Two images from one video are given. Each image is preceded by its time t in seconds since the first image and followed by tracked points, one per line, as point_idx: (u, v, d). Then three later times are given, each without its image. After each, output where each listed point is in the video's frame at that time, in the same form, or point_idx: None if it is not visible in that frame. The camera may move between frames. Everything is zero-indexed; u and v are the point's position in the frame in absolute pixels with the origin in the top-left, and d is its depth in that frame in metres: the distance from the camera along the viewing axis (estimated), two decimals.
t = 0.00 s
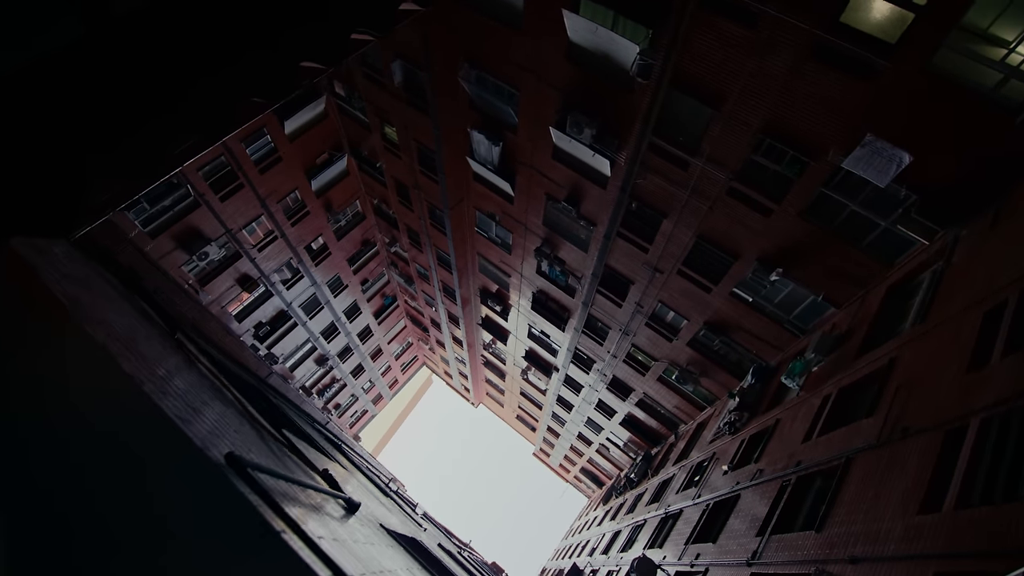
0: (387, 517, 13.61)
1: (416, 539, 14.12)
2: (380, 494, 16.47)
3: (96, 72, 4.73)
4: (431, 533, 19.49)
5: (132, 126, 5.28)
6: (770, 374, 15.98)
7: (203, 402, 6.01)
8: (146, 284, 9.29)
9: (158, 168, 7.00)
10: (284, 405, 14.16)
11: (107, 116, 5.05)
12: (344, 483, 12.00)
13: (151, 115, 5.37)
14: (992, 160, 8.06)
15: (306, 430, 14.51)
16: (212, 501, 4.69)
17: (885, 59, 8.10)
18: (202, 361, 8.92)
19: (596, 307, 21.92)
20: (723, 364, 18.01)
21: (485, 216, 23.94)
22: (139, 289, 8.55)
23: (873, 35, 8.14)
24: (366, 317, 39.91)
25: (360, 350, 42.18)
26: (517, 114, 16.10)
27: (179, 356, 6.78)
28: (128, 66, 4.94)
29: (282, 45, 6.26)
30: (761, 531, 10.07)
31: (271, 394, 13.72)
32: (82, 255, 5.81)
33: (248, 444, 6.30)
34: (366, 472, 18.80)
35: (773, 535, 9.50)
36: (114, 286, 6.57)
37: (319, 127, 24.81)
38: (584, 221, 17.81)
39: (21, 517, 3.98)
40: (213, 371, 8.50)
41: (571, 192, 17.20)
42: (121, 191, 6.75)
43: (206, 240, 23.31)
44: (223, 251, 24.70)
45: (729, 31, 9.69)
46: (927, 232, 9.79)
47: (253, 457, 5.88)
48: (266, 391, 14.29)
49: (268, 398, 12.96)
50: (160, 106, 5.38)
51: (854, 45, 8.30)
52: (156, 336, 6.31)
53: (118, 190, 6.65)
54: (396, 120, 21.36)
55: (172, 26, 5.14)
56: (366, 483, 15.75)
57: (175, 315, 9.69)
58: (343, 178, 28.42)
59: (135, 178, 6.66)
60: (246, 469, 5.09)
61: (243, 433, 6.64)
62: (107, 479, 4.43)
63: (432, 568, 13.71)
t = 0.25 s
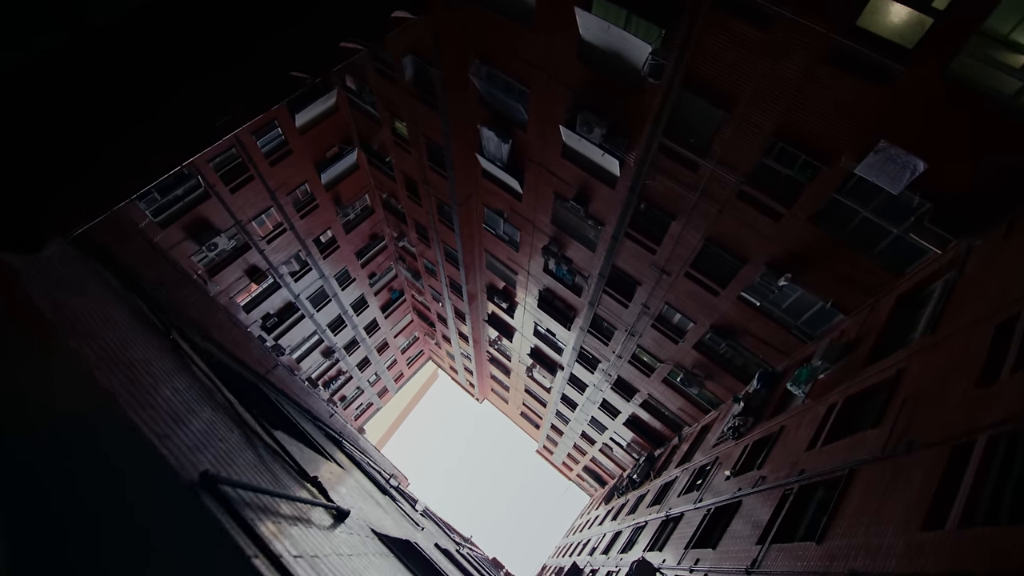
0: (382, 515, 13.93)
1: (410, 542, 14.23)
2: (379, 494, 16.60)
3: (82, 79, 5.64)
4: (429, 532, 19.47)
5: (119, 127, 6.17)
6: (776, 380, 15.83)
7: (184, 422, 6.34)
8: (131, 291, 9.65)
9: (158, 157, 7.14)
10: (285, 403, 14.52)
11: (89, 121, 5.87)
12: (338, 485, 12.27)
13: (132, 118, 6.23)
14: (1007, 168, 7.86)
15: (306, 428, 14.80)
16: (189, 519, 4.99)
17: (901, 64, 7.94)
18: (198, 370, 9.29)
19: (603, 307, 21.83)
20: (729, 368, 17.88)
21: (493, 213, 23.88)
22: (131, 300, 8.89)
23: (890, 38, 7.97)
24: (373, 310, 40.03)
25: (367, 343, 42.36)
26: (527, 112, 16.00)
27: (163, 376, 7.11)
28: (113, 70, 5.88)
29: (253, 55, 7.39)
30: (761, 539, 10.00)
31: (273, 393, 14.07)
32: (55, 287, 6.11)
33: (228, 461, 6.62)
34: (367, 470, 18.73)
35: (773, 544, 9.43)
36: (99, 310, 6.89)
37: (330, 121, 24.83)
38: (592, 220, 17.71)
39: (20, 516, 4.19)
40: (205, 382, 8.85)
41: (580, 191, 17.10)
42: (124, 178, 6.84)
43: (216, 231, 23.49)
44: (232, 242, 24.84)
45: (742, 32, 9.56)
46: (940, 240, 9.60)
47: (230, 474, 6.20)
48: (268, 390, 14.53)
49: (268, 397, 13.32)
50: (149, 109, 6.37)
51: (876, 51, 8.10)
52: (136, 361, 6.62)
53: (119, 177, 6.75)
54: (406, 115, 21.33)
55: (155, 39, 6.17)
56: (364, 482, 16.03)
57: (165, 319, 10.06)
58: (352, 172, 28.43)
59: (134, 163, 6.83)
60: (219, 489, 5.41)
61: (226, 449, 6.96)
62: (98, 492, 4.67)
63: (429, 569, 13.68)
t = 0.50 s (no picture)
0: (377, 517, 13.84)
1: (408, 544, 14.12)
2: (377, 494, 16.52)
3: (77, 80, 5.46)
4: (429, 530, 19.50)
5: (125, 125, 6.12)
6: (781, 386, 15.69)
7: (164, 438, 6.11)
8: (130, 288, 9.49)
9: (167, 152, 7.16)
10: (282, 402, 14.35)
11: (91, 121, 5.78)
12: (331, 487, 12.15)
13: (132, 118, 6.12)
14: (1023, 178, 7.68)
15: (302, 427, 14.66)
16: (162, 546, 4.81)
17: (917, 71, 7.80)
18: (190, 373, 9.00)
19: (608, 307, 21.75)
20: (734, 373, 17.76)
21: (501, 211, 23.82)
22: (124, 299, 8.63)
23: (906, 45, 7.84)
24: (379, 305, 40.17)
25: (372, 337, 42.54)
26: (537, 110, 15.92)
27: (148, 384, 6.88)
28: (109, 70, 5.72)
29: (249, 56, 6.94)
30: (761, 548, 9.94)
31: (271, 390, 13.92)
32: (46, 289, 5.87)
33: (209, 478, 6.39)
34: (366, 468, 18.71)
35: (772, 554, 9.37)
36: (89, 313, 6.66)
37: (340, 116, 24.87)
38: (599, 220, 17.61)
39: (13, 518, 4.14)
40: (196, 385, 8.65)
41: (588, 191, 17.00)
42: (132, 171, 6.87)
43: (225, 223, 23.64)
44: (240, 234, 24.98)
45: (756, 35, 9.45)
46: (952, 251, 9.39)
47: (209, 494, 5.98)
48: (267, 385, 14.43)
49: (265, 396, 13.18)
50: (150, 106, 6.22)
51: (891, 57, 7.93)
52: (120, 369, 6.37)
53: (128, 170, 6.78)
54: (416, 110, 21.30)
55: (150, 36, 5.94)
56: (362, 482, 15.96)
57: (164, 319, 9.88)
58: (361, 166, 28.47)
59: (142, 158, 6.86)
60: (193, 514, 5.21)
61: (207, 463, 6.75)
62: (97, 493, 4.55)
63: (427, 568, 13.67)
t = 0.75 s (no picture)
0: (375, 519, 13.57)
1: (405, 545, 13.96)
2: (376, 494, 16.34)
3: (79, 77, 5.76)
4: (431, 527, 19.51)
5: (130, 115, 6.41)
6: (787, 392, 15.57)
7: (135, 455, 5.79)
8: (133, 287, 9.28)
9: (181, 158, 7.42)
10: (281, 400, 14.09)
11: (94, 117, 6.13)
12: (325, 487, 11.92)
13: (138, 112, 6.43)
14: None
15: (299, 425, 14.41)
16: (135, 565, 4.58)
17: (933, 78, 7.64)
18: (183, 374, 8.77)
19: (614, 308, 21.66)
20: (739, 377, 17.66)
21: (508, 208, 23.75)
22: (117, 298, 8.37)
23: (923, 50, 7.65)
24: (386, 299, 40.29)
25: (379, 331, 42.72)
26: (546, 108, 15.83)
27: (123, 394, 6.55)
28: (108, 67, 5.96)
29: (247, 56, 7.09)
30: (760, 556, 9.89)
31: (270, 387, 13.64)
32: (10, 301, 5.61)
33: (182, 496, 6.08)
34: (366, 465, 18.60)
35: (771, 562, 9.33)
36: (69, 321, 6.52)
37: (350, 110, 24.91)
38: (607, 220, 17.51)
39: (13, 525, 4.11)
40: (185, 389, 8.37)
41: (596, 191, 16.91)
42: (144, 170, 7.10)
43: (234, 215, 23.79)
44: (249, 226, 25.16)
45: (769, 37, 9.30)
46: (964, 262, 9.24)
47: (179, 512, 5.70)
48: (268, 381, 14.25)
49: (262, 394, 12.91)
50: (147, 104, 6.47)
51: (906, 62, 7.77)
52: (91, 379, 6.07)
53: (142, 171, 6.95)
54: (426, 106, 21.27)
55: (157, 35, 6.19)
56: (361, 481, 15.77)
57: (162, 318, 9.68)
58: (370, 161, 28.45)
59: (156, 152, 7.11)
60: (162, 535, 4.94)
61: (187, 475, 6.47)
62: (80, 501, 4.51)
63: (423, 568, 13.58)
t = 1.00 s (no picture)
0: (370, 517, 13.27)
1: (401, 545, 13.62)
2: (372, 490, 15.99)
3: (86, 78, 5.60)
4: (429, 523, 19.42)
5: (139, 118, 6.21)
6: (791, 397, 15.45)
7: (110, 465, 5.57)
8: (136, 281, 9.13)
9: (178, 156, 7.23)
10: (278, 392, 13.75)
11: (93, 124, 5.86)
12: (318, 485, 11.55)
13: (147, 114, 6.26)
14: None
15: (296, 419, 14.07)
16: None
17: (949, 84, 7.48)
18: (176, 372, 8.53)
19: (620, 307, 21.57)
20: (744, 380, 17.55)
21: (516, 205, 23.67)
22: (115, 295, 8.20)
23: (938, 56, 7.50)
24: (392, 292, 40.38)
25: (384, 324, 42.87)
26: (556, 106, 15.72)
27: (104, 398, 6.33)
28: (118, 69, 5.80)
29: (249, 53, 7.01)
30: (758, 563, 9.85)
31: (269, 380, 13.33)
32: None
33: (160, 508, 5.87)
34: (366, 461, 18.29)
35: (769, 570, 9.30)
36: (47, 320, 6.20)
37: (360, 103, 24.91)
38: (614, 220, 17.40)
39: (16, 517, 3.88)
40: (176, 388, 8.14)
41: (604, 189, 16.81)
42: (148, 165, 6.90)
43: (243, 206, 23.94)
44: (258, 217, 25.31)
45: (783, 38, 9.14)
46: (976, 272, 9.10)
47: (152, 528, 5.47)
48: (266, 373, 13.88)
49: (261, 387, 12.69)
50: (153, 109, 6.30)
51: (922, 68, 7.63)
52: (70, 383, 5.87)
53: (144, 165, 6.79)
54: (436, 101, 21.22)
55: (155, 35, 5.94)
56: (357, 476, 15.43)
57: (164, 313, 9.55)
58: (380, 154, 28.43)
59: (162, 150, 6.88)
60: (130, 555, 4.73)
61: (166, 483, 6.25)
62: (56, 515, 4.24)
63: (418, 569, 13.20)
